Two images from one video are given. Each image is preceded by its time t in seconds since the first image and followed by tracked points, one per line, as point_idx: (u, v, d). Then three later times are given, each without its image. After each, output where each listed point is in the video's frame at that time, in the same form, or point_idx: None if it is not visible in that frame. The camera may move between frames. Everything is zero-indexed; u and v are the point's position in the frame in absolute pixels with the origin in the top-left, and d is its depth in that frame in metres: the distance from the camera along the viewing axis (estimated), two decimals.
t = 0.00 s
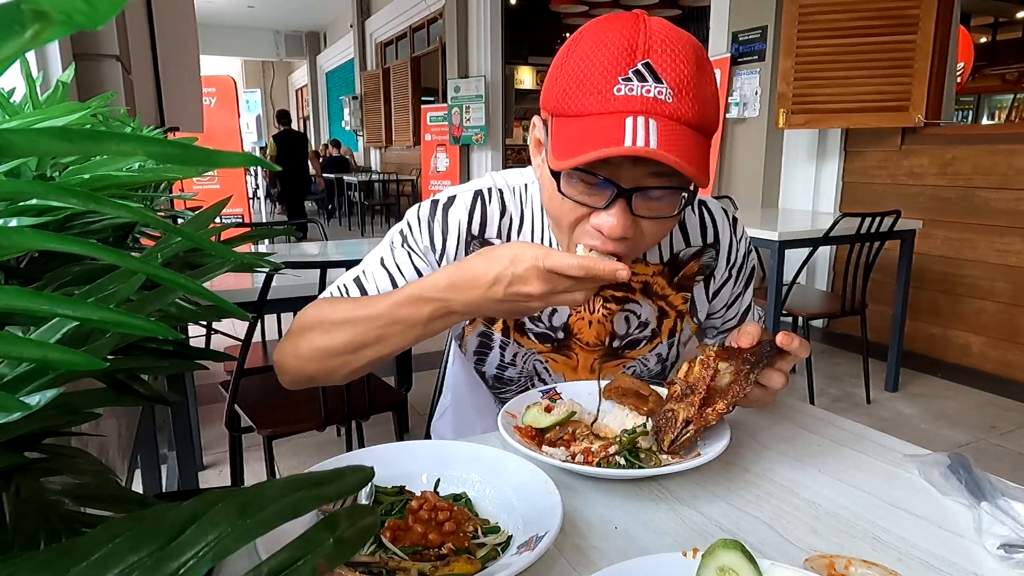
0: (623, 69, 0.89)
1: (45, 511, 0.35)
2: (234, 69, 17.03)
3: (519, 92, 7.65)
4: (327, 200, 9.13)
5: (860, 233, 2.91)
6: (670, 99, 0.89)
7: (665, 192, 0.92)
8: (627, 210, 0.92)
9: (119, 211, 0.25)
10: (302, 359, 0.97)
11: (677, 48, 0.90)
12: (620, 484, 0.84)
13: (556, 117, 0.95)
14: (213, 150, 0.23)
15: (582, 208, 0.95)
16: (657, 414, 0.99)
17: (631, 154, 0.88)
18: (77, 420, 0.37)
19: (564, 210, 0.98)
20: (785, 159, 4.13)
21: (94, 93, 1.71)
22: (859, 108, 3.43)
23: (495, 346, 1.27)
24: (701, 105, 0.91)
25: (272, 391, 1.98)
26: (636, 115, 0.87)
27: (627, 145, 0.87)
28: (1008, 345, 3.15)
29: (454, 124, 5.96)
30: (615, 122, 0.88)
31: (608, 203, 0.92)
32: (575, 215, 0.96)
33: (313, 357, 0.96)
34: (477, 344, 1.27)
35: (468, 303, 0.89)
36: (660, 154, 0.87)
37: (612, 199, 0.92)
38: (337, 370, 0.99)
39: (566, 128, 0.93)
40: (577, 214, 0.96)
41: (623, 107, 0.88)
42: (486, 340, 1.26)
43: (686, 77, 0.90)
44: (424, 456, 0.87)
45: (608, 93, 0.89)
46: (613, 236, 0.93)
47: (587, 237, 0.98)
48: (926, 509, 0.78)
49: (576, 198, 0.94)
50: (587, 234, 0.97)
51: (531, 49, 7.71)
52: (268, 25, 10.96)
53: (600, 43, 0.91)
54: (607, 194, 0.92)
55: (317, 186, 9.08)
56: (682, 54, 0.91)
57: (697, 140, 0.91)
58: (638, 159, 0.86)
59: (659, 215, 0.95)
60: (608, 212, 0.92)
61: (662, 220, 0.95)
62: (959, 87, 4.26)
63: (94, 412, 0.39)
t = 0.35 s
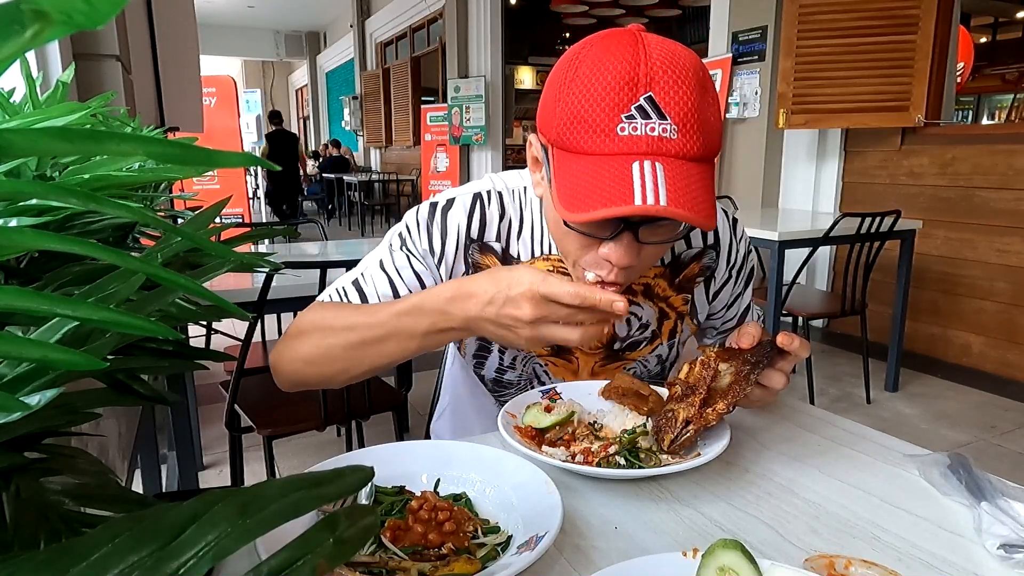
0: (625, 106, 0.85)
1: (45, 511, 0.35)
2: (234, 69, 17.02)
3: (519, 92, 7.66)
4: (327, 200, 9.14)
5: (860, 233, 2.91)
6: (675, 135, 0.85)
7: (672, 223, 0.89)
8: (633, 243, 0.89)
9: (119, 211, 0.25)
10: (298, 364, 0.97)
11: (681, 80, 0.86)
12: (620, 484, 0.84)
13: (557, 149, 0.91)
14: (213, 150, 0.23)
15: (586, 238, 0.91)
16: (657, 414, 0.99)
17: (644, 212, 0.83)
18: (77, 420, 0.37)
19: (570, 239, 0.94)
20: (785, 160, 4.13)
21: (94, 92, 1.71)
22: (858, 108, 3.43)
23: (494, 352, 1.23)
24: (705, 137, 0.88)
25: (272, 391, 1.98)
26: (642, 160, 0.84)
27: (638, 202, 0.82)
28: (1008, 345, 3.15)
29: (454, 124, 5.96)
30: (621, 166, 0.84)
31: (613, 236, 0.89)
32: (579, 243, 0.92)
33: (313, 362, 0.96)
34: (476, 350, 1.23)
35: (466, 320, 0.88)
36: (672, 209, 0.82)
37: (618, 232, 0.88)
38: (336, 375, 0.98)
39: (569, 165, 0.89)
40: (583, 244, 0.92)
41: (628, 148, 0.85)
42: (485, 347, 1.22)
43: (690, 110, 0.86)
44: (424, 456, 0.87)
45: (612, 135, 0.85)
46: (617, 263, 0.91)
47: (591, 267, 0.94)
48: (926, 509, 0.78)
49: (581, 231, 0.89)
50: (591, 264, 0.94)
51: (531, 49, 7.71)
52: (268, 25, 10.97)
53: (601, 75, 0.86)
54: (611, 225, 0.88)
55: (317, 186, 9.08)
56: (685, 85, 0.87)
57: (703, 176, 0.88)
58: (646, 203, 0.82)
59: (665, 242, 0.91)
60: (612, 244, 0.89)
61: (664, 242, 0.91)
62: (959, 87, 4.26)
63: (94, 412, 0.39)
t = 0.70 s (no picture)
0: (624, 85, 0.86)
1: (45, 511, 0.35)
2: (233, 68, 17.01)
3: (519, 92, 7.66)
4: (327, 200, 9.14)
5: (860, 233, 2.91)
6: (674, 114, 0.86)
7: (667, 199, 0.91)
8: (630, 220, 0.92)
9: (120, 211, 0.25)
10: (308, 356, 0.96)
11: (679, 60, 0.87)
12: (620, 484, 0.84)
13: (558, 129, 0.93)
14: (213, 150, 0.23)
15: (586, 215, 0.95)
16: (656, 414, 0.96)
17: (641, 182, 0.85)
18: (77, 420, 0.37)
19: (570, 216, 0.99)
20: (784, 160, 4.13)
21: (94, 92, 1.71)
22: (858, 108, 3.43)
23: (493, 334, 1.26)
24: (701, 117, 0.89)
25: (272, 391, 1.98)
26: (643, 137, 0.86)
27: (638, 173, 0.84)
28: (1008, 345, 3.15)
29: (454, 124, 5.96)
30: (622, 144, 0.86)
31: (612, 213, 0.92)
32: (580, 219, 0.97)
33: (320, 356, 0.95)
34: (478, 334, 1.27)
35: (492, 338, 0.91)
36: (669, 179, 0.84)
37: (617, 209, 0.92)
38: (342, 374, 0.96)
39: (570, 144, 0.90)
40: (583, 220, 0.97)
41: (628, 126, 0.86)
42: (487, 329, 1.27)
43: (687, 90, 0.87)
44: (424, 456, 0.87)
45: (613, 114, 0.86)
46: (616, 241, 0.94)
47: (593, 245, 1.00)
48: (926, 509, 0.78)
49: (581, 208, 0.93)
50: (594, 240, 0.98)
51: (531, 50, 7.72)
52: (268, 25, 10.97)
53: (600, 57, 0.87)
54: (611, 203, 0.92)
55: (317, 186, 9.09)
56: (682, 65, 0.88)
57: (701, 154, 0.89)
58: (646, 177, 0.84)
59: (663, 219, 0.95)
60: (611, 220, 0.93)
61: (660, 222, 0.94)
62: (959, 87, 4.26)
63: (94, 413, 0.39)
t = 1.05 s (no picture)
0: (623, 49, 0.95)
1: (44, 512, 0.35)
2: (233, 68, 17.01)
3: (519, 92, 7.66)
4: (327, 200, 9.14)
5: (860, 233, 2.91)
6: (669, 75, 0.95)
7: (664, 158, 0.98)
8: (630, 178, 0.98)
9: (119, 211, 0.25)
10: (322, 337, 0.96)
11: (671, 28, 0.96)
12: (620, 483, 0.84)
13: (561, 96, 1.00)
14: (213, 150, 0.23)
15: (589, 176, 1.01)
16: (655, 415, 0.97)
17: (644, 125, 0.91)
18: (76, 420, 0.37)
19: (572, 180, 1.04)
20: (784, 159, 4.13)
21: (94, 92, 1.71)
22: (858, 108, 3.43)
23: (495, 318, 1.26)
24: (693, 79, 0.97)
25: (272, 391, 1.98)
26: (642, 91, 0.92)
27: (641, 116, 0.90)
28: (1008, 345, 3.15)
29: (454, 124, 5.97)
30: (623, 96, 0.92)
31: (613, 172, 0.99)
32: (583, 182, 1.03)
33: (333, 338, 0.96)
34: (477, 317, 1.26)
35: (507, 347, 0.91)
36: (669, 123, 0.91)
37: (617, 167, 0.98)
38: (351, 360, 0.96)
39: (573, 104, 0.97)
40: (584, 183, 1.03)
41: (628, 84, 0.93)
42: (487, 313, 1.26)
43: (680, 56, 0.96)
44: (424, 456, 0.87)
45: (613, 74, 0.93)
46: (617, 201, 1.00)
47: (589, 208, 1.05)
48: (926, 509, 0.78)
49: (583, 168, 1.00)
50: (592, 203, 1.04)
51: (531, 50, 7.73)
52: (268, 25, 10.96)
53: (600, 24, 0.96)
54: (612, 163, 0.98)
55: (317, 186, 9.10)
56: (674, 35, 0.97)
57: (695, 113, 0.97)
58: (649, 118, 0.90)
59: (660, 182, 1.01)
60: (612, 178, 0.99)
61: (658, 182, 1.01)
62: (958, 87, 4.25)
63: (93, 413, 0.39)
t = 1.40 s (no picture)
0: (617, 26, 0.99)
1: (45, 512, 0.35)
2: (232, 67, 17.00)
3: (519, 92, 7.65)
4: (327, 200, 9.14)
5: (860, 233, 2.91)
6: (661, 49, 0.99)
7: (657, 132, 1.00)
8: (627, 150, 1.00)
9: (119, 211, 0.25)
10: (321, 331, 0.97)
11: (660, 10, 1.02)
12: (620, 483, 0.84)
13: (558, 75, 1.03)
14: (212, 150, 0.23)
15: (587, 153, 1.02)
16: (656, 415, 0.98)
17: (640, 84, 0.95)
18: (76, 420, 0.37)
19: (569, 160, 1.05)
20: (785, 159, 4.13)
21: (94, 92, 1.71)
22: (858, 108, 3.43)
23: (493, 310, 1.26)
24: (684, 55, 1.01)
25: (272, 391, 1.98)
26: (635, 61, 0.96)
27: (637, 76, 0.94)
28: (1008, 345, 3.15)
29: (454, 124, 6.00)
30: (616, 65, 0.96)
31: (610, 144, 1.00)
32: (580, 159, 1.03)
33: (330, 332, 0.97)
34: (475, 310, 1.26)
35: (484, 336, 0.88)
36: (665, 83, 0.95)
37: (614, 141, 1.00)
38: (349, 353, 0.97)
39: (569, 79, 1.01)
40: (582, 161, 1.03)
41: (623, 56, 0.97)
42: (485, 305, 1.26)
43: (670, 33, 1.01)
44: (423, 456, 0.87)
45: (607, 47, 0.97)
46: (614, 174, 1.01)
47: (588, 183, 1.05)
48: (926, 509, 0.78)
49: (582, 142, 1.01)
50: (590, 178, 1.04)
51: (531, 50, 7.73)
52: (268, 25, 10.96)
53: (594, 4, 1.00)
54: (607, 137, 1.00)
55: (317, 185, 9.11)
56: (664, 17, 1.02)
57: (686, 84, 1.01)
58: (645, 79, 0.94)
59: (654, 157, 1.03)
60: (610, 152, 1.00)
61: (652, 158, 1.02)
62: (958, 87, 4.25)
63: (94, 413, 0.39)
